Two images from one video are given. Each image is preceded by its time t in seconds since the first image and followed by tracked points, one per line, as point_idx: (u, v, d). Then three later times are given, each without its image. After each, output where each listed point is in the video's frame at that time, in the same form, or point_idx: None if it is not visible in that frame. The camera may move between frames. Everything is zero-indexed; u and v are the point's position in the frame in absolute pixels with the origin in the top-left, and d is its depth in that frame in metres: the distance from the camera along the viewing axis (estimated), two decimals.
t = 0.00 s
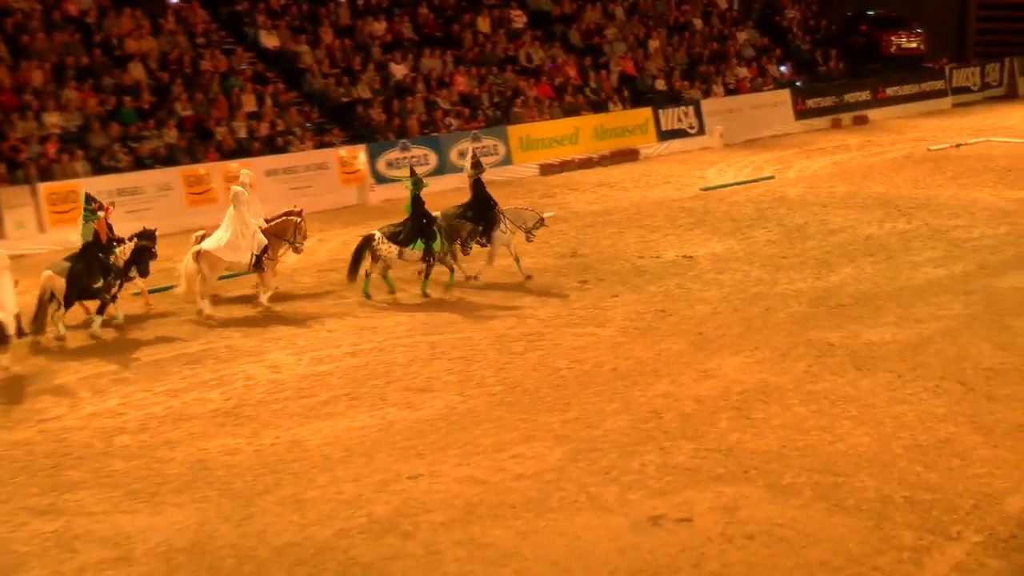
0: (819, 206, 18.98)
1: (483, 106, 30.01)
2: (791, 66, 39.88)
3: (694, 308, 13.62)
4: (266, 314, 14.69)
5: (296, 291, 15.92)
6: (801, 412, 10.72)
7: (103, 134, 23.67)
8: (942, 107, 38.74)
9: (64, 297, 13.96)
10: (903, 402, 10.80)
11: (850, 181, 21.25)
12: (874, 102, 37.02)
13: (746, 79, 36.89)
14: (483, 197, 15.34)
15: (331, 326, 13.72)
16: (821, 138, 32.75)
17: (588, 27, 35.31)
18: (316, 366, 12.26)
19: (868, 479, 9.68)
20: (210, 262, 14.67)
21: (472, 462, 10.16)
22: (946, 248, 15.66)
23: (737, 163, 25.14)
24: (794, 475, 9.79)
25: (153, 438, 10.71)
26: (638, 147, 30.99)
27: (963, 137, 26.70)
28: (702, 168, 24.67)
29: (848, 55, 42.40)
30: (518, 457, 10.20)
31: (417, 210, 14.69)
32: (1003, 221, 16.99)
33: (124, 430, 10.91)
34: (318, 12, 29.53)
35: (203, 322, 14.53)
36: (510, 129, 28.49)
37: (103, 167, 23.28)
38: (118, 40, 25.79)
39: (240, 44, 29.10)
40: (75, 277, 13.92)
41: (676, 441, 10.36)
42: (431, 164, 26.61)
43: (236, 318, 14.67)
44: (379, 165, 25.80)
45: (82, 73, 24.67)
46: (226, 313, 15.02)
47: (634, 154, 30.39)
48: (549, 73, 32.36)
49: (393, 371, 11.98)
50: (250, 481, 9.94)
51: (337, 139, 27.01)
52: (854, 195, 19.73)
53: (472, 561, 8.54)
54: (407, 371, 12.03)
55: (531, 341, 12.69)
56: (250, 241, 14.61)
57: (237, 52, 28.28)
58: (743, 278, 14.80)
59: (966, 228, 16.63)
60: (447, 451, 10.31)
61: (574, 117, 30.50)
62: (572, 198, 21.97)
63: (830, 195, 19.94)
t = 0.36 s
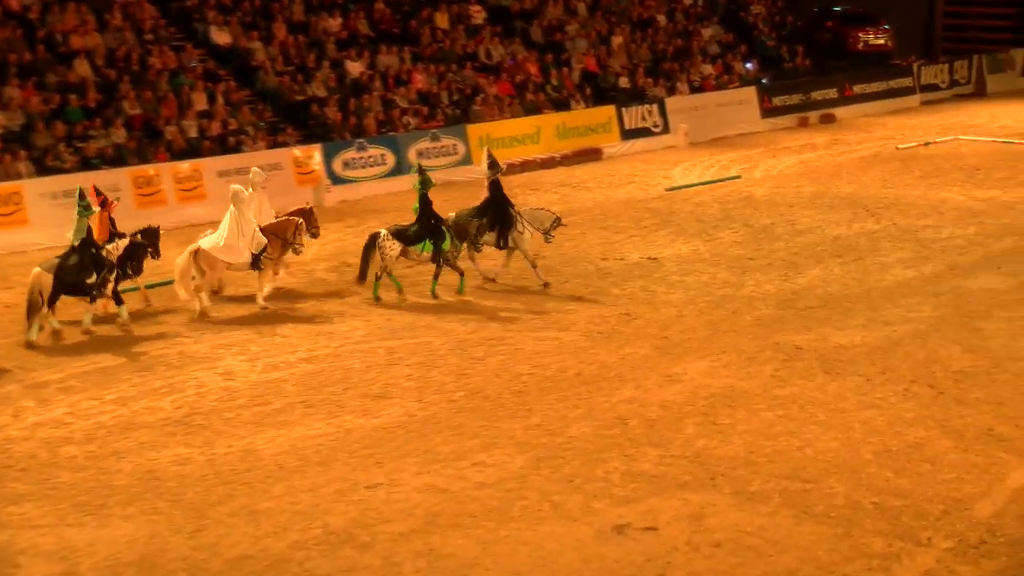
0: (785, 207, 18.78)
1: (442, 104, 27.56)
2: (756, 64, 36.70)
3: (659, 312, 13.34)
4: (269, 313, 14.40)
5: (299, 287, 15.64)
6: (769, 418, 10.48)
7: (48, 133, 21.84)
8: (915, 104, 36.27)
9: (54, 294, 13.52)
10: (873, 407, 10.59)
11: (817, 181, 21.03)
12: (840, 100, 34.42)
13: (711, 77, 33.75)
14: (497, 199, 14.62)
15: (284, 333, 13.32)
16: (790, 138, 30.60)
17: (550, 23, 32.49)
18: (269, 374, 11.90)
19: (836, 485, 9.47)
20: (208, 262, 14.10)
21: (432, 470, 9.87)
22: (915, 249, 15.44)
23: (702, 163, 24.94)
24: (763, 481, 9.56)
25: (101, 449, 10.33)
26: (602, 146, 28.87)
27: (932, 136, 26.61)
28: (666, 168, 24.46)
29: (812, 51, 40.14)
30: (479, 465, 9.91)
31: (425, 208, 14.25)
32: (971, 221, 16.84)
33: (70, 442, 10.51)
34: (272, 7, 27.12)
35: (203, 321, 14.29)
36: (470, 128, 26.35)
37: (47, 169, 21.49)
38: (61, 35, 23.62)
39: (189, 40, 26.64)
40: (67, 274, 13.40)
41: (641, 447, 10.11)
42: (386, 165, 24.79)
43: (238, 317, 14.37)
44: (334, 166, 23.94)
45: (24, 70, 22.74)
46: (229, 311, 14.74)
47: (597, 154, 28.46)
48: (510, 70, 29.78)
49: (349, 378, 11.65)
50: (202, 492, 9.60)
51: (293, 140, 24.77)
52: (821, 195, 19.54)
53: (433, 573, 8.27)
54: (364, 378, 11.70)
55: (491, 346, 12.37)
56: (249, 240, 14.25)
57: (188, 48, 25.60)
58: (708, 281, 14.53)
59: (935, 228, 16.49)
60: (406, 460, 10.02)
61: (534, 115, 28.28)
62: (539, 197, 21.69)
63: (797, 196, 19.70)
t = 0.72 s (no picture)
0: (745, 208, 18.73)
1: (397, 105, 26.61)
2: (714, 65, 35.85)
3: (619, 315, 13.24)
4: (272, 313, 14.22)
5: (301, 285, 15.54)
6: (730, 421, 10.39)
7: None
8: (871, 104, 35.04)
9: (51, 290, 13.29)
10: (833, 409, 10.52)
11: (778, 183, 20.96)
12: (800, 101, 33.23)
13: (670, 78, 32.92)
14: (511, 204, 14.20)
15: (239, 338, 13.10)
16: (750, 138, 29.51)
17: (507, 22, 31.47)
18: (223, 380, 11.72)
19: (797, 489, 9.40)
20: (208, 260, 14.07)
21: (389, 477, 9.72)
22: (876, 251, 15.40)
23: (662, 164, 24.91)
24: (723, 485, 9.47)
25: (49, 459, 10.11)
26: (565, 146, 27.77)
27: (893, 136, 26.77)
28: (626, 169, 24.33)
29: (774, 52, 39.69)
30: (437, 471, 9.77)
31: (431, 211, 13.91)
32: (931, 222, 16.85)
33: (17, 451, 10.27)
34: (223, 6, 26.38)
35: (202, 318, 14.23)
36: (427, 129, 25.35)
37: None
38: (6, 36, 22.95)
39: (138, 40, 25.83)
40: (64, 271, 13.26)
41: (601, 451, 10.00)
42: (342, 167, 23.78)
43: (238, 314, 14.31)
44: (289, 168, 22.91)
45: None
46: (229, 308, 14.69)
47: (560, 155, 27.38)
48: (467, 70, 28.88)
49: (305, 384, 11.48)
50: (154, 501, 9.41)
51: (245, 142, 23.87)
52: (781, 197, 19.47)
53: None
54: (320, 383, 11.53)
55: (448, 350, 12.21)
56: (252, 239, 14.20)
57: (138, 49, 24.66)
58: (668, 284, 14.44)
59: (894, 229, 16.48)
60: (362, 466, 9.87)
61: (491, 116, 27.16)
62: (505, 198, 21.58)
63: (757, 197, 19.62)
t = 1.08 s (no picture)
0: (705, 209, 18.64)
1: (354, 106, 25.35)
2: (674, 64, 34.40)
3: (579, 317, 13.15)
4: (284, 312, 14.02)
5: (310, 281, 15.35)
6: (691, 424, 10.32)
7: None
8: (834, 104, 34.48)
9: (53, 288, 13.21)
10: (795, 411, 10.47)
11: (739, 184, 20.84)
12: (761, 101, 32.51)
13: (630, 78, 31.80)
14: (526, 207, 13.75)
15: (192, 343, 12.89)
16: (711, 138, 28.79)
17: (464, 22, 29.82)
18: (178, 385, 11.54)
19: (758, 491, 9.33)
20: (216, 258, 13.99)
21: (347, 482, 9.59)
22: (837, 252, 15.39)
23: (623, 164, 24.33)
24: (684, 488, 9.39)
25: None
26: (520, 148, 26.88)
27: (853, 136, 26.62)
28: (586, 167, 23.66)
29: (733, 52, 38.66)
30: (395, 477, 9.65)
31: (441, 213, 13.38)
32: (891, 223, 16.86)
33: None
34: (177, 4, 24.95)
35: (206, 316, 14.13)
36: (385, 130, 24.42)
37: None
38: None
39: (88, 40, 24.31)
40: (64, 267, 13.15)
41: (562, 456, 9.90)
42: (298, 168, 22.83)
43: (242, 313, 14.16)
44: (243, 170, 22.03)
45: None
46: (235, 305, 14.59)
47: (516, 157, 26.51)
48: (424, 70, 27.44)
49: (260, 389, 11.32)
50: (108, 509, 9.22)
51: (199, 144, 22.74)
52: (741, 198, 19.37)
53: None
54: (276, 388, 11.37)
55: (406, 354, 12.07)
56: (257, 239, 14.12)
57: (88, 49, 23.34)
58: (629, 287, 14.36)
59: (854, 230, 16.49)
60: (320, 472, 9.73)
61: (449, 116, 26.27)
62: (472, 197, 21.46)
63: (718, 198, 19.51)
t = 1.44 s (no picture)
0: (663, 207, 18.44)
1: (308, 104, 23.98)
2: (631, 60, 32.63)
3: (538, 317, 13.06)
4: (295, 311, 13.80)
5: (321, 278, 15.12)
6: (648, 424, 10.24)
7: None
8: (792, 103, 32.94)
9: (53, 283, 13.19)
10: (754, 411, 10.40)
11: (697, 181, 20.48)
12: (716, 99, 30.98)
13: (587, 75, 30.13)
14: (540, 210, 13.36)
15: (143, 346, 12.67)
16: (665, 137, 27.21)
17: (419, 19, 28.28)
18: (129, 389, 11.35)
19: (717, 492, 9.26)
20: (220, 251, 13.91)
21: (301, 485, 9.46)
22: (796, 250, 15.35)
23: (581, 162, 23.34)
24: (642, 490, 9.30)
25: None
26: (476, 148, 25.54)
27: (812, 135, 25.38)
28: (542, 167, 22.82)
29: (690, 50, 36.50)
30: (350, 480, 9.53)
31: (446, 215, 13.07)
32: (849, 221, 16.80)
33: None
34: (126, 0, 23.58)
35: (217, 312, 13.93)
36: (339, 128, 23.24)
37: None
38: None
39: (35, 37, 22.83)
40: (66, 262, 13.16)
41: (520, 457, 9.80)
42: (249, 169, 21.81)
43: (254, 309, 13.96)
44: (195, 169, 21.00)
45: None
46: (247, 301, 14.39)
47: (472, 157, 25.18)
48: (379, 68, 25.96)
49: (213, 392, 11.16)
50: (57, 515, 9.03)
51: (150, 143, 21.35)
52: (700, 196, 19.16)
53: None
54: (229, 391, 11.21)
55: (362, 355, 11.93)
56: (266, 235, 13.95)
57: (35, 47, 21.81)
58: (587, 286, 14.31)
59: (813, 229, 16.43)
60: (274, 476, 9.59)
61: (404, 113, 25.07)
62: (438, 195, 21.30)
63: (676, 197, 19.24)
